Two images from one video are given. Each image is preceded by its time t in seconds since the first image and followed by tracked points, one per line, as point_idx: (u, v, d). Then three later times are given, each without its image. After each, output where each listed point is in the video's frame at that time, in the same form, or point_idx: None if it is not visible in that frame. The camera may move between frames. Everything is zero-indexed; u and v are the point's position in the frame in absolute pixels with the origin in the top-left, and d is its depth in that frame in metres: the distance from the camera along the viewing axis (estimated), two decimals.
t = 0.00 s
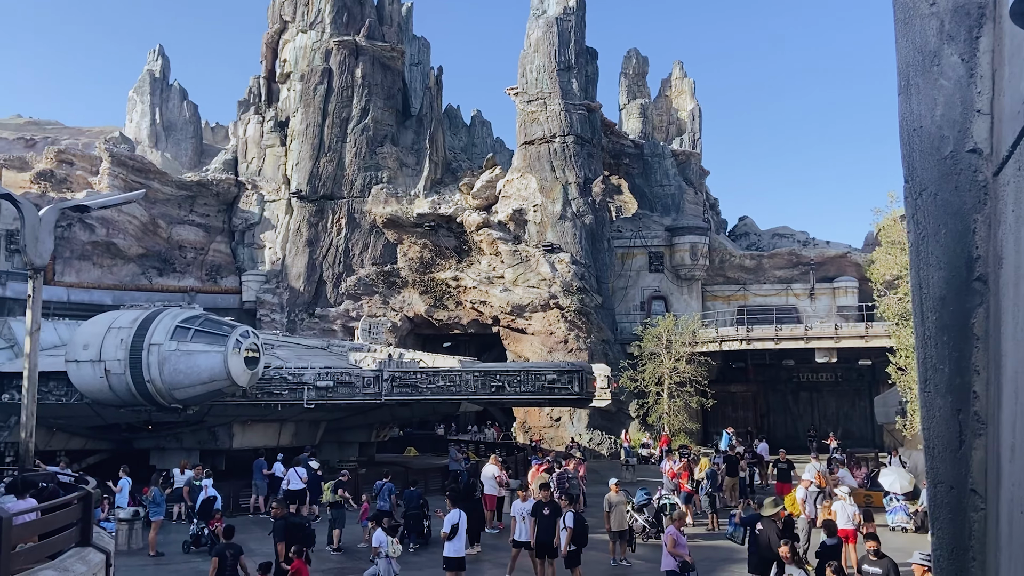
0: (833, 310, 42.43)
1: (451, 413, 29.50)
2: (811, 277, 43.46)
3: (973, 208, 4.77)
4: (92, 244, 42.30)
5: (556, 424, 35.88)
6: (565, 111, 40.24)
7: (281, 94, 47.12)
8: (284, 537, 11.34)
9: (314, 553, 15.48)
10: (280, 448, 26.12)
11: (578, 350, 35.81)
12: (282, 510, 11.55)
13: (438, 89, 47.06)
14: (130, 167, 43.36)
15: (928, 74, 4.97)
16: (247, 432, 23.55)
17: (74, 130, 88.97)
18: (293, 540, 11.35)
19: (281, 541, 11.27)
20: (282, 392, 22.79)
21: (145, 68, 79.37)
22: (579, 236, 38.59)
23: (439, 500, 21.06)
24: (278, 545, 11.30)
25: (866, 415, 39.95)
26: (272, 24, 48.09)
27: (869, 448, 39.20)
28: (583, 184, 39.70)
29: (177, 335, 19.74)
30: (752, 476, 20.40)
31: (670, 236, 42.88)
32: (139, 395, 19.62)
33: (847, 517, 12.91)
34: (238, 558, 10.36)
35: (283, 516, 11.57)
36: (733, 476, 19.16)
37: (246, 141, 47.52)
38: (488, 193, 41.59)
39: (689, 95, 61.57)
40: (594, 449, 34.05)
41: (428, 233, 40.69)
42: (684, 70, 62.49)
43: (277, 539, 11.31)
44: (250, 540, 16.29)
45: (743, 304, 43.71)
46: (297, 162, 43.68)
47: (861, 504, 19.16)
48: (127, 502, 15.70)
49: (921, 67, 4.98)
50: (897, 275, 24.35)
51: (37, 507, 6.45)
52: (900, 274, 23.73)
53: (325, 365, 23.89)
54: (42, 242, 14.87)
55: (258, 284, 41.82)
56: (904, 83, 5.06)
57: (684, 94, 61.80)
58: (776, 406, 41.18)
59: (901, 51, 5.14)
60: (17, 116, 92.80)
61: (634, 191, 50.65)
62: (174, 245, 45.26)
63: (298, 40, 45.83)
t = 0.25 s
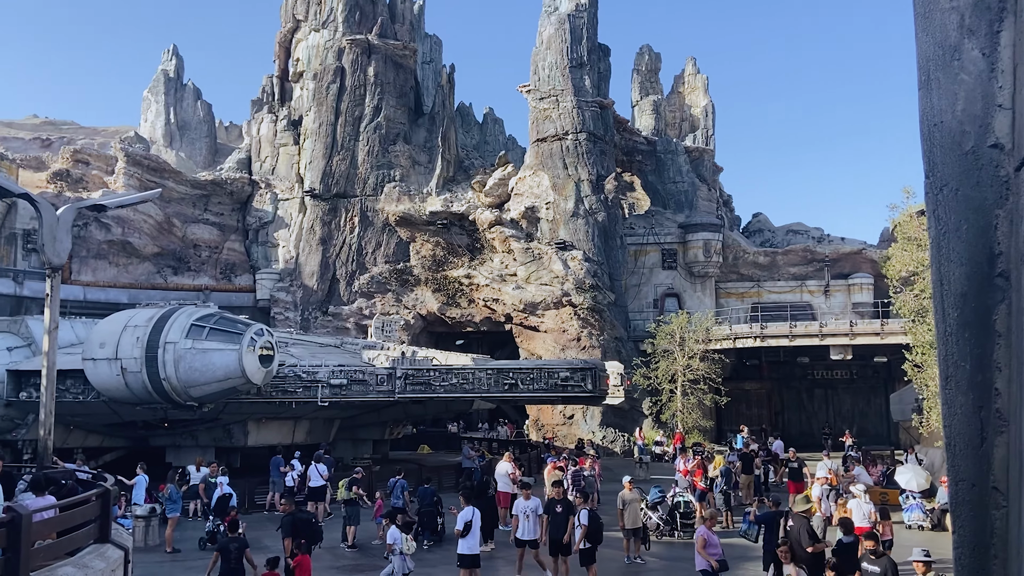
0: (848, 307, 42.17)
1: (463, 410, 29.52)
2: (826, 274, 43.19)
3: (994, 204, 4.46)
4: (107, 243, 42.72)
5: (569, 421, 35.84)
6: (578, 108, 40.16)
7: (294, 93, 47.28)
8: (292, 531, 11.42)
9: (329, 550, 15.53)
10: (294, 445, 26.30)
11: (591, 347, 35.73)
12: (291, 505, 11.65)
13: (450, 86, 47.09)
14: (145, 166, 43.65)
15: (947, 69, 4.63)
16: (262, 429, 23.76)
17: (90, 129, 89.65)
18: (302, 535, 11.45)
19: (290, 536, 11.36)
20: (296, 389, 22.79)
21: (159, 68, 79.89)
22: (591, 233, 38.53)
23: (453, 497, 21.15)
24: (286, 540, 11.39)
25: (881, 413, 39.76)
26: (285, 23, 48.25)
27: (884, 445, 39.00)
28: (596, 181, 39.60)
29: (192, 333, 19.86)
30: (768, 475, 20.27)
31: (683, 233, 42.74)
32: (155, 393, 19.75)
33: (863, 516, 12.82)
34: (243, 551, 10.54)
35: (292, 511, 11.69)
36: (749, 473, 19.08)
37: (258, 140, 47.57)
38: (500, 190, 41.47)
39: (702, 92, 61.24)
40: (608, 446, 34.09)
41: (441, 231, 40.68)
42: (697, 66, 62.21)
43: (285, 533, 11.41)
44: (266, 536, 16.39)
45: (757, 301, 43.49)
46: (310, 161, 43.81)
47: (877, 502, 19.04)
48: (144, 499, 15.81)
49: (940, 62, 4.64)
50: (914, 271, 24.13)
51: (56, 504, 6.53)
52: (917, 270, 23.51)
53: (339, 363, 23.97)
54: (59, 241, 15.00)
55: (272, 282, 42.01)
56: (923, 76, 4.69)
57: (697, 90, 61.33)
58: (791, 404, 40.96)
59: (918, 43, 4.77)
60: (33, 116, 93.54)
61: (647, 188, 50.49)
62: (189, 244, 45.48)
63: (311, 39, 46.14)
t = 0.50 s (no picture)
0: (863, 304, 41.93)
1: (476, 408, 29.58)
2: (840, 271, 42.93)
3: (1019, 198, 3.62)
4: (123, 242, 42.96)
5: (581, 419, 35.80)
6: (590, 106, 40.11)
7: (307, 92, 47.44)
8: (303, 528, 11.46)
9: (343, 548, 15.56)
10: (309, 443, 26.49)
11: (604, 346, 35.65)
12: (305, 501, 11.70)
13: (462, 85, 47.13)
14: (160, 166, 43.94)
15: (969, 66, 3.85)
16: (276, 426, 23.97)
17: (105, 129, 90.39)
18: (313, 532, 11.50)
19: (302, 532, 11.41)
20: (310, 387, 22.83)
21: (173, 68, 80.43)
22: (604, 231, 38.47)
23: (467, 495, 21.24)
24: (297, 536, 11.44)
25: (897, 410, 39.53)
26: (297, 22, 48.41)
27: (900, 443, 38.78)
28: (608, 179, 39.50)
29: (207, 332, 19.96)
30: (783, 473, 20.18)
31: (696, 230, 42.59)
32: (171, 391, 19.89)
33: (879, 514, 12.76)
34: (254, 547, 10.61)
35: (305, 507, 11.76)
36: (763, 471, 19.01)
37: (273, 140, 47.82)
38: (512, 188, 41.42)
39: (715, 89, 60.70)
40: (621, 444, 34.13)
41: (453, 230, 40.69)
42: (709, 63, 61.92)
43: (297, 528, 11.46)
44: (281, 534, 16.48)
45: (771, 298, 43.29)
46: (323, 159, 43.96)
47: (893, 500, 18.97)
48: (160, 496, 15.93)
49: (960, 58, 3.86)
50: (929, 268, 23.91)
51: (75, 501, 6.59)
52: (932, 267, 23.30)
53: (352, 361, 24.04)
54: (76, 240, 15.10)
55: (286, 281, 42.18)
56: (942, 74, 3.93)
57: (711, 87, 60.88)
58: (805, 401, 40.86)
59: (937, 39, 4.00)
60: (49, 116, 94.34)
61: (659, 186, 50.35)
62: (203, 243, 45.69)
63: (324, 38, 46.31)
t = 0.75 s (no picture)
0: (881, 302, 41.59)
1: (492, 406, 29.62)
2: (858, 269, 42.58)
3: None
4: (142, 241, 43.31)
5: (597, 417, 35.78)
6: (605, 104, 40.03)
7: (323, 92, 47.60)
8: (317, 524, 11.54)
9: (360, 544, 15.67)
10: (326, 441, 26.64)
11: (619, 344, 35.58)
12: (318, 497, 11.75)
13: (477, 83, 47.13)
14: (178, 166, 44.30)
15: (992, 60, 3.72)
16: (293, 424, 24.10)
17: (124, 130, 91.14)
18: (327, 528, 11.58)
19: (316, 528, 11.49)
20: (326, 385, 22.99)
21: (190, 69, 81.01)
22: (619, 228, 38.38)
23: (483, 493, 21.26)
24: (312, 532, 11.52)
25: (916, 409, 39.18)
26: (313, 22, 48.59)
27: (919, 442, 38.42)
28: (623, 176, 39.39)
29: (224, 330, 20.10)
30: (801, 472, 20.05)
31: (712, 228, 42.40)
32: (189, 389, 20.03)
33: (898, 513, 12.63)
34: (269, 543, 10.74)
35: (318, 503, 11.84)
36: (780, 470, 18.91)
37: (290, 139, 48.08)
38: (527, 186, 41.39)
39: (731, 85, 60.49)
40: (637, 443, 34.01)
41: (468, 228, 40.72)
42: (726, 60, 61.53)
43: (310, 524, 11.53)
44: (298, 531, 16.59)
45: (788, 296, 43.04)
46: (339, 159, 44.12)
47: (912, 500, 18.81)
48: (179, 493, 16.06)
49: (982, 52, 3.73)
50: (949, 266, 23.64)
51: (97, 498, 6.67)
52: (952, 265, 23.05)
53: (368, 360, 24.14)
54: (97, 240, 15.27)
55: (302, 279, 42.38)
56: (963, 67, 3.81)
57: (727, 84, 60.52)
58: (824, 400, 40.56)
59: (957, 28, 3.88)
60: (69, 117, 95.25)
61: (675, 183, 50.17)
62: (221, 242, 46.01)
63: (340, 38, 46.41)
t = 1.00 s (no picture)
0: (898, 300, 41.25)
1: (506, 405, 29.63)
2: (875, 267, 42.27)
3: None
4: (159, 241, 43.63)
5: (611, 416, 35.74)
6: (618, 102, 39.94)
7: (337, 92, 47.70)
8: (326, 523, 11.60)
9: (375, 543, 15.72)
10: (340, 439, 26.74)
11: (633, 343, 35.52)
12: (326, 495, 11.78)
13: (491, 82, 47.12)
14: (193, 166, 44.62)
15: (1013, 57, 4.28)
16: (308, 423, 24.16)
17: (140, 130, 91.79)
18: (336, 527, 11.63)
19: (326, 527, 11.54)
20: (341, 384, 23.23)
21: (206, 69, 81.55)
22: (633, 227, 38.27)
23: (497, 492, 21.25)
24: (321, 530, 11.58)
25: (933, 408, 38.84)
26: (327, 22, 48.72)
27: (936, 442, 38.09)
28: (637, 175, 39.29)
29: (240, 329, 20.21)
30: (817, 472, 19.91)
31: (726, 226, 42.21)
32: (205, 387, 20.16)
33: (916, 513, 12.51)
34: (280, 539, 10.86)
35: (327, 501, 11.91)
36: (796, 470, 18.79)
37: (304, 139, 48.00)
38: (541, 185, 41.34)
39: (745, 83, 60.16)
40: (651, 442, 33.94)
41: (482, 227, 40.72)
42: (741, 57, 61.19)
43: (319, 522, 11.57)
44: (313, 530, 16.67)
45: (804, 294, 42.79)
46: (353, 158, 44.26)
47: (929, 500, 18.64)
48: (196, 491, 16.15)
49: (1004, 50, 4.29)
50: (968, 264, 23.38)
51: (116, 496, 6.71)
52: (971, 263, 22.77)
53: (382, 358, 24.21)
54: (115, 240, 15.39)
55: (316, 279, 42.54)
56: (984, 66, 4.37)
57: (741, 81, 60.29)
58: (840, 399, 40.33)
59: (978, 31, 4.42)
60: (86, 118, 96.05)
61: (689, 182, 49.98)
62: (236, 241, 46.29)
63: (354, 37, 46.48)
